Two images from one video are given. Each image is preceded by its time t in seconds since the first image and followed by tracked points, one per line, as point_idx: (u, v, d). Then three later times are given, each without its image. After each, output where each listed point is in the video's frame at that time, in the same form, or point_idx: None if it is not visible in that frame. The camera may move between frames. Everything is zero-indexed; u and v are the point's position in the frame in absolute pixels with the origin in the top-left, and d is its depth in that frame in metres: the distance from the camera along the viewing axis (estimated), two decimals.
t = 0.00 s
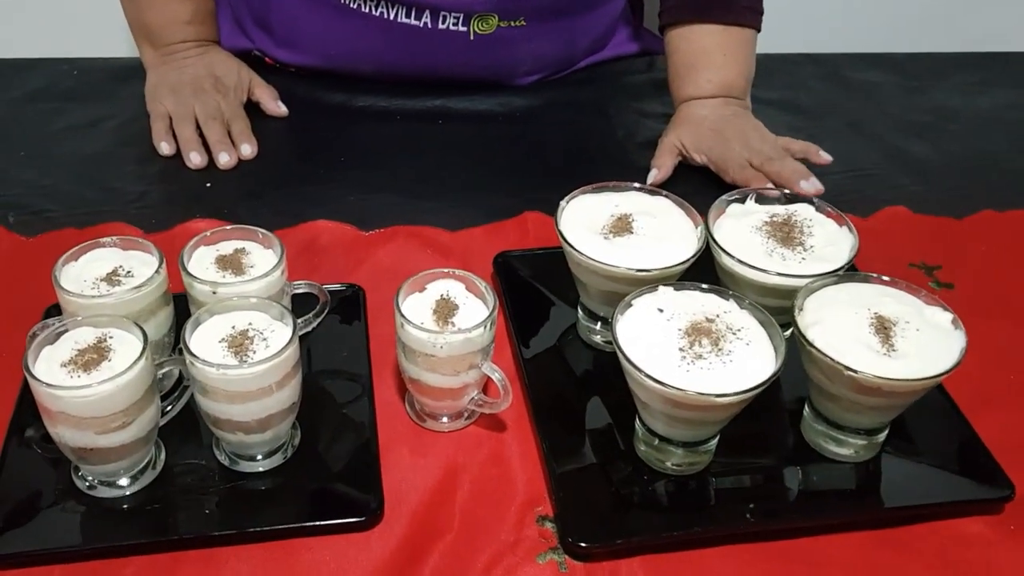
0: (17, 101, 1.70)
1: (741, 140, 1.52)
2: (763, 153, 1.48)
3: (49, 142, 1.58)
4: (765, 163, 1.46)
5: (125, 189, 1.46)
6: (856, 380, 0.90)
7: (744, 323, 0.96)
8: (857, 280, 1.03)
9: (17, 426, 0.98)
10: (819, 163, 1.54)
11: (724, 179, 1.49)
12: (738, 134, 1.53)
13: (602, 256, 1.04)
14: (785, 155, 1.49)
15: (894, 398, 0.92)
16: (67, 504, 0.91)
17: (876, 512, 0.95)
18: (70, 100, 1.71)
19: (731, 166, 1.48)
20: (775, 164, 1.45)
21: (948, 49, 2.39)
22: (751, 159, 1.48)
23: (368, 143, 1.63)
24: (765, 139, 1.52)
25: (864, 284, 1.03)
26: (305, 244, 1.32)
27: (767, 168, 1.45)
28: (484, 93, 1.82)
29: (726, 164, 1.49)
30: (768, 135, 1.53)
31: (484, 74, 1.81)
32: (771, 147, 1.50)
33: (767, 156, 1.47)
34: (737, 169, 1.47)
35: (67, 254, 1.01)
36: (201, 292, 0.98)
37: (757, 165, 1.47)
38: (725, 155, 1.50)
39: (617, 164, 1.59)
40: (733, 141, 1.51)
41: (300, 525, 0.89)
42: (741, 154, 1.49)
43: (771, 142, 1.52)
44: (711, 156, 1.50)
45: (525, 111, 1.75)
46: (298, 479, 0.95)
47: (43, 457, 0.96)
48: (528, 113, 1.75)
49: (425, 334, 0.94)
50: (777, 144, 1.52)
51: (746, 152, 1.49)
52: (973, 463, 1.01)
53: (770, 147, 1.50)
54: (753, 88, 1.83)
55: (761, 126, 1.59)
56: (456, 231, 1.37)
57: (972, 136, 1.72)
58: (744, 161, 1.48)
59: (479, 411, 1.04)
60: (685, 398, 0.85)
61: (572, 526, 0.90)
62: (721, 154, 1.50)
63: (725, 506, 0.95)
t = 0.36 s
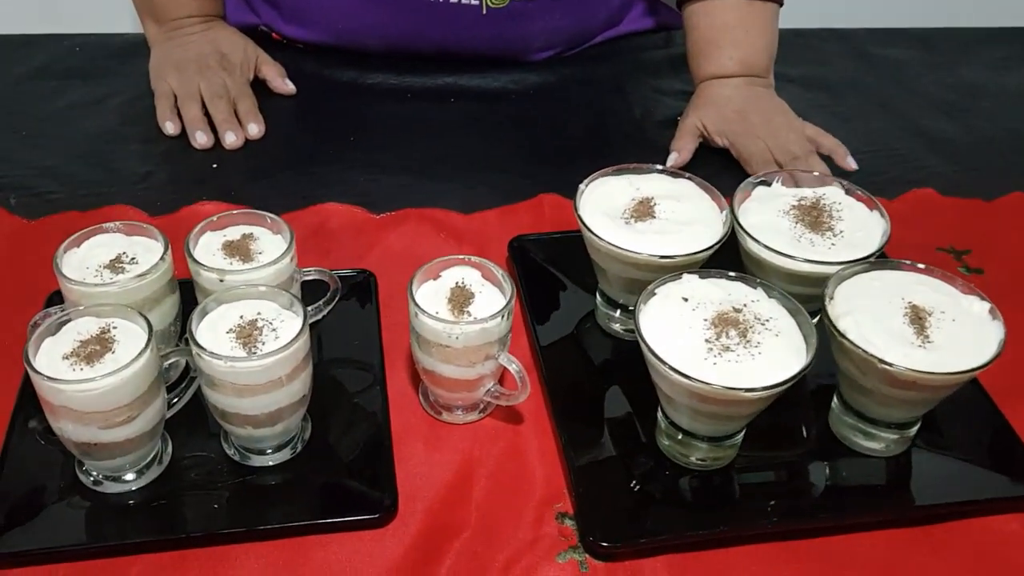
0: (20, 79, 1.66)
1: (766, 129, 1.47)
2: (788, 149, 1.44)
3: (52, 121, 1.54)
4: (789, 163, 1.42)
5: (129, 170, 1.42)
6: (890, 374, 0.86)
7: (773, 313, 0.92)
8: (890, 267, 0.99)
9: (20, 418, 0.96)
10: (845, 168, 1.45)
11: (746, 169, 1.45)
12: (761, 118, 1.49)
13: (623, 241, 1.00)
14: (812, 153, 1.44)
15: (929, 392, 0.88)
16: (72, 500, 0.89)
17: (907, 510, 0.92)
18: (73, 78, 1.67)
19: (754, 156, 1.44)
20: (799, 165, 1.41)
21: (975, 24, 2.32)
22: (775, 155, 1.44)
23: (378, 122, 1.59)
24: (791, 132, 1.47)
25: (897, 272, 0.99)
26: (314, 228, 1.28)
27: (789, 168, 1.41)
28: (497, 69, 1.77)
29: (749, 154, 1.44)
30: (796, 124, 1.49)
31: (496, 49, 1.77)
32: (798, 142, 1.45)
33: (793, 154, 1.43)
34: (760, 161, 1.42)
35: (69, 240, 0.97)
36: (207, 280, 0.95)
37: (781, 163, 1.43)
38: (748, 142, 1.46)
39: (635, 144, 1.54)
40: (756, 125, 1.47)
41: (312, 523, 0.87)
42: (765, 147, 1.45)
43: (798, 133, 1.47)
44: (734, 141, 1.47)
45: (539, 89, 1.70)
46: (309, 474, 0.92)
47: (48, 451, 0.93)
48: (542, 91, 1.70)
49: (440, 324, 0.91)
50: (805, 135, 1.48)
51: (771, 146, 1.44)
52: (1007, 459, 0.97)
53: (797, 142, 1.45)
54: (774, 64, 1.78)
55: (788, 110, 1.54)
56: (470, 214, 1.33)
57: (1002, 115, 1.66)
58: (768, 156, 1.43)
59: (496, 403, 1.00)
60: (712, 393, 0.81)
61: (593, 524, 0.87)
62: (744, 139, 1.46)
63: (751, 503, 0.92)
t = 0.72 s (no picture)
0: (14, 70, 1.62)
1: (780, 116, 1.44)
2: (804, 131, 1.42)
3: (47, 114, 1.51)
4: (806, 144, 1.40)
5: (126, 164, 1.39)
6: (911, 380, 0.83)
7: (789, 316, 0.89)
8: (909, 268, 0.96)
9: (13, 423, 0.93)
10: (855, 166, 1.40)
11: (759, 155, 1.42)
12: (773, 107, 1.46)
13: (634, 241, 0.97)
14: (827, 135, 1.43)
15: (950, 398, 0.85)
16: (66, 508, 0.86)
17: (926, 519, 0.89)
18: (68, 69, 1.64)
19: (768, 139, 1.40)
20: (817, 146, 1.39)
21: (988, 15, 2.28)
22: (791, 137, 1.42)
23: (380, 116, 1.55)
24: (806, 118, 1.45)
25: (916, 273, 0.95)
26: (315, 225, 1.25)
27: (807, 148, 1.39)
28: (502, 61, 1.73)
29: (763, 139, 1.41)
30: (810, 112, 1.46)
31: (502, 41, 1.73)
32: (813, 126, 1.43)
33: (810, 135, 1.41)
34: (775, 146, 1.39)
35: (61, 240, 0.95)
36: (204, 281, 0.92)
37: (797, 144, 1.41)
38: (760, 130, 1.42)
39: (642, 138, 1.51)
40: (769, 115, 1.44)
41: (313, 533, 0.84)
42: (780, 131, 1.42)
43: (812, 119, 1.45)
44: (745, 131, 1.44)
45: (545, 81, 1.67)
46: (310, 481, 0.90)
47: (40, 456, 0.91)
48: (548, 84, 1.66)
49: (444, 328, 0.88)
50: (819, 123, 1.45)
51: (786, 130, 1.42)
52: None
53: (811, 125, 1.43)
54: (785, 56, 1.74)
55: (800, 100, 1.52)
56: (475, 210, 1.30)
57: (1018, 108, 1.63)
58: (784, 139, 1.41)
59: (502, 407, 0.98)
60: (728, 401, 0.78)
61: (603, 535, 0.85)
62: (757, 128, 1.43)
63: (765, 511, 0.89)
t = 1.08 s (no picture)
0: (6, 61, 1.59)
1: (791, 111, 1.41)
2: (815, 128, 1.38)
3: (39, 107, 1.47)
4: (816, 144, 1.36)
5: (120, 159, 1.36)
6: (931, 387, 0.80)
7: (804, 320, 0.86)
8: (927, 269, 0.93)
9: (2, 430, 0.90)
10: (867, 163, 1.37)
11: (768, 152, 1.39)
12: (784, 100, 1.43)
13: (643, 241, 0.94)
14: (840, 132, 1.39)
15: (971, 405, 0.82)
16: (58, 518, 0.83)
17: (944, 528, 0.86)
18: (61, 61, 1.60)
19: (777, 136, 1.37)
20: (827, 146, 1.35)
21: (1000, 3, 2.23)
22: (801, 135, 1.38)
23: (381, 108, 1.52)
24: (818, 113, 1.41)
25: (935, 274, 0.92)
26: (314, 221, 1.22)
27: (817, 148, 1.35)
28: (505, 51, 1.69)
29: (772, 136, 1.38)
30: (822, 106, 1.42)
31: (504, 31, 1.69)
32: (824, 122, 1.39)
33: (820, 134, 1.37)
34: (785, 144, 1.36)
35: (50, 241, 0.92)
36: (199, 284, 0.89)
37: (807, 143, 1.37)
38: (770, 125, 1.39)
39: (649, 131, 1.47)
40: (778, 109, 1.41)
41: (311, 545, 0.81)
42: (790, 128, 1.39)
43: (825, 115, 1.41)
44: (754, 125, 1.41)
45: (549, 72, 1.63)
46: (309, 489, 0.87)
47: (31, 464, 0.88)
48: (552, 75, 1.62)
49: (447, 333, 0.85)
50: (832, 118, 1.40)
51: (796, 127, 1.39)
52: None
53: (823, 122, 1.39)
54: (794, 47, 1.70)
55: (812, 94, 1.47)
56: (478, 206, 1.27)
57: None
58: (793, 137, 1.37)
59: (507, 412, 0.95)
60: (742, 410, 0.75)
61: (611, 547, 0.82)
62: (766, 124, 1.40)
63: (778, 520, 0.86)
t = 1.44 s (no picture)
0: (7, 55, 1.56)
1: (806, 103, 1.38)
2: (832, 120, 1.35)
3: (40, 101, 1.45)
4: (835, 135, 1.33)
5: (123, 155, 1.34)
6: (956, 394, 0.78)
7: (824, 324, 0.84)
8: (950, 271, 0.90)
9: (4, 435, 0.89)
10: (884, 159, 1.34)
11: (785, 145, 1.36)
12: (799, 93, 1.40)
13: (658, 241, 0.92)
14: (857, 125, 1.36)
15: (997, 412, 0.79)
16: (61, 526, 0.82)
17: (967, 538, 0.84)
18: (63, 54, 1.58)
19: (794, 129, 1.34)
20: (846, 137, 1.33)
21: None
22: (818, 126, 1.35)
23: (387, 102, 1.49)
24: (834, 105, 1.38)
25: (958, 276, 0.90)
26: (320, 219, 1.20)
27: (835, 139, 1.33)
28: (513, 44, 1.66)
29: (788, 129, 1.35)
30: (837, 99, 1.39)
31: (512, 24, 1.66)
32: (841, 114, 1.37)
33: (838, 125, 1.34)
34: (802, 136, 1.33)
35: (52, 242, 0.90)
36: (204, 286, 0.87)
37: (824, 134, 1.35)
38: (786, 118, 1.36)
39: (660, 125, 1.45)
40: (793, 103, 1.38)
41: (318, 555, 0.80)
42: (806, 121, 1.36)
43: (841, 107, 1.38)
44: (770, 118, 1.38)
45: (558, 65, 1.60)
46: (316, 496, 0.85)
47: (33, 470, 0.86)
48: (561, 68, 1.60)
49: (458, 336, 0.83)
50: (848, 111, 1.38)
51: (813, 119, 1.36)
52: None
53: (840, 114, 1.37)
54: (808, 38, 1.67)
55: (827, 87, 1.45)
56: (487, 203, 1.24)
57: None
58: (811, 128, 1.35)
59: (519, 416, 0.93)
60: (762, 418, 0.73)
61: (626, 557, 0.80)
62: (782, 116, 1.37)
63: (797, 529, 0.84)
